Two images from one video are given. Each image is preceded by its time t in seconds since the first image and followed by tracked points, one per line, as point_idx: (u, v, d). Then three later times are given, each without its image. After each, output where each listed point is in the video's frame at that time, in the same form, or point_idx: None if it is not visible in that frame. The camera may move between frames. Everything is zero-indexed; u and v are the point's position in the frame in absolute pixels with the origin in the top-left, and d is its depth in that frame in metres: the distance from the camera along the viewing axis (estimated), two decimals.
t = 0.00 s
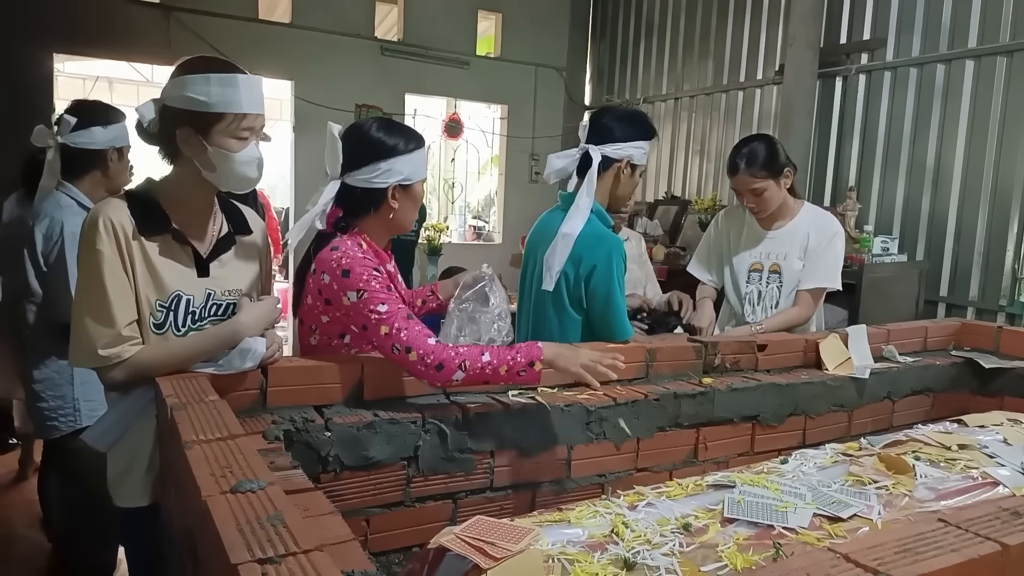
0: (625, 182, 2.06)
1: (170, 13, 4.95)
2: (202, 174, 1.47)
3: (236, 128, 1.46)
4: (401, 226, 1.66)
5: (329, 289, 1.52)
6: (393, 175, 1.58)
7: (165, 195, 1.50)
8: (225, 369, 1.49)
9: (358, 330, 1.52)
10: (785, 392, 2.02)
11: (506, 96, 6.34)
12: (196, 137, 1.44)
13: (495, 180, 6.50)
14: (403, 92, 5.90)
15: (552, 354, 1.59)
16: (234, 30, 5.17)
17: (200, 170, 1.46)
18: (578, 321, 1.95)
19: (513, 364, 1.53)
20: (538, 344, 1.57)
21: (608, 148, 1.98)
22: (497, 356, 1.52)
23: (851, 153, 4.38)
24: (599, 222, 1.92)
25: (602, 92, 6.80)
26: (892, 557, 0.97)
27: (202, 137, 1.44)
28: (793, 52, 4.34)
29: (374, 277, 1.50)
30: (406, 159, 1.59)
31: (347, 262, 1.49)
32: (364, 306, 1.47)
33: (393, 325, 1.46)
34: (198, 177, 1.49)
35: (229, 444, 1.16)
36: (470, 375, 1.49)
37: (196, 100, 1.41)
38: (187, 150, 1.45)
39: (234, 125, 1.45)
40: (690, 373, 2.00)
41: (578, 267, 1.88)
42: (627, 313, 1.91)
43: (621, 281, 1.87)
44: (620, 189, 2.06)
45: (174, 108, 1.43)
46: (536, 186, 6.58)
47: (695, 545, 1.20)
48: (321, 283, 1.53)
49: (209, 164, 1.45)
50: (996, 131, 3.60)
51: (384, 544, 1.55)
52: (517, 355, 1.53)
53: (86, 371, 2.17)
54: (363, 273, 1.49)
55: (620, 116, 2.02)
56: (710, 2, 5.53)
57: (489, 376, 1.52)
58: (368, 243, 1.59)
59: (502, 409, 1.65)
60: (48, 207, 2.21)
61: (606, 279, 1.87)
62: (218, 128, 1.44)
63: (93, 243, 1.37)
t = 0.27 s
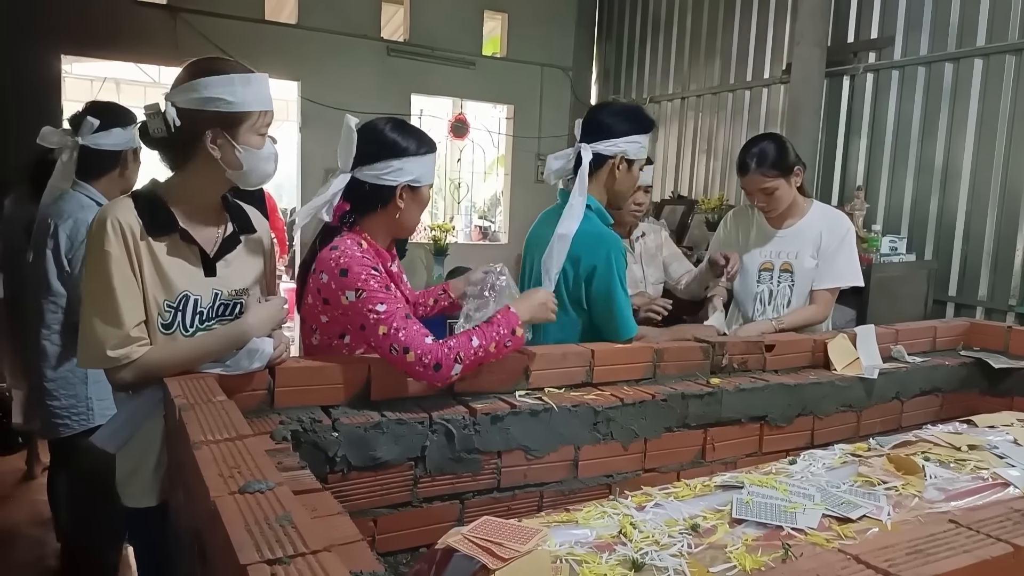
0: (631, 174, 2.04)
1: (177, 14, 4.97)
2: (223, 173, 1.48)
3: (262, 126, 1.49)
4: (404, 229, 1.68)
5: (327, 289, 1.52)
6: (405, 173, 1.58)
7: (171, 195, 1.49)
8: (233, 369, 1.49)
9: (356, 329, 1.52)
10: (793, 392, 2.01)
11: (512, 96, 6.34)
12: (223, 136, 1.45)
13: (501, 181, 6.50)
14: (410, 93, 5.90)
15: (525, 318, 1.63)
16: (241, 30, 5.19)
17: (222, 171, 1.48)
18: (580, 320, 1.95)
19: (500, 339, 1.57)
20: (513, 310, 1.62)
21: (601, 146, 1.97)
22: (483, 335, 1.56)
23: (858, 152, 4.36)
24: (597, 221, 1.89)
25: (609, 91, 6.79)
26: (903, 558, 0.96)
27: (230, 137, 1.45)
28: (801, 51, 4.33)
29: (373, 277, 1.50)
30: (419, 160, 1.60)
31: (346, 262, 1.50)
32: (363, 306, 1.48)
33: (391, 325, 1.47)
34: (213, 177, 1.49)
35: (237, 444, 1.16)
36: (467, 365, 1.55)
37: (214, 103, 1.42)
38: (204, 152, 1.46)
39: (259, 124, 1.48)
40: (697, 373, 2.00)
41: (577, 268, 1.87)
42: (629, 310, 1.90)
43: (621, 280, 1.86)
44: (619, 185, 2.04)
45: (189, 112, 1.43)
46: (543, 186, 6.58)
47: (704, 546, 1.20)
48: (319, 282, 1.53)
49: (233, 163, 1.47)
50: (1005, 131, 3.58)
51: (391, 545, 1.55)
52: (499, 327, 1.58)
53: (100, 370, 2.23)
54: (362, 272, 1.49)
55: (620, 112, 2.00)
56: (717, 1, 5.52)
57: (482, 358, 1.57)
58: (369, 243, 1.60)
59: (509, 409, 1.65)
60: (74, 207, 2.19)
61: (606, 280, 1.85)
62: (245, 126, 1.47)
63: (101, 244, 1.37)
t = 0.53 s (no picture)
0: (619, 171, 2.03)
1: (178, 17, 4.98)
2: (231, 174, 1.49)
3: (266, 126, 1.52)
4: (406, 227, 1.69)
5: (340, 291, 1.52)
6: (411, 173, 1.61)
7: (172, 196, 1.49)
8: (234, 371, 1.49)
9: (371, 328, 1.53)
10: (794, 392, 2.01)
11: (513, 98, 6.35)
12: (232, 134, 1.47)
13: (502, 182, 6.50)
14: (410, 95, 5.90)
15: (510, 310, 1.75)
16: (241, 33, 5.20)
17: (230, 171, 1.49)
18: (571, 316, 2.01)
19: (497, 325, 1.66)
20: (497, 302, 1.72)
21: (574, 145, 2.02)
22: (484, 321, 1.64)
23: (859, 152, 4.36)
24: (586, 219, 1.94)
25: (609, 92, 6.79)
26: (905, 558, 0.97)
27: (240, 136, 1.48)
28: (801, 52, 4.33)
29: (387, 274, 1.52)
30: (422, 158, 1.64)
31: (360, 261, 1.51)
32: (382, 303, 1.49)
33: (412, 319, 1.50)
34: (216, 178, 1.50)
35: (240, 446, 1.17)
36: (481, 351, 1.61)
37: (220, 105, 1.43)
38: (209, 154, 1.46)
39: (264, 124, 1.51)
40: (699, 373, 2.00)
41: (565, 262, 1.92)
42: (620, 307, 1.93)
43: (609, 276, 1.90)
44: (601, 182, 2.04)
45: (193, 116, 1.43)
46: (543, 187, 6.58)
47: (706, 546, 1.20)
48: (331, 284, 1.53)
49: (241, 162, 1.49)
50: (1004, 130, 3.58)
51: (395, 547, 1.56)
52: (495, 317, 1.66)
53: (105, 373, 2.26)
54: (376, 271, 1.51)
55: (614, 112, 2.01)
56: (717, 2, 5.52)
57: (488, 345, 1.64)
58: (374, 246, 1.60)
59: (511, 410, 1.65)
60: (81, 210, 2.19)
61: (593, 275, 1.89)
62: (253, 127, 1.49)
63: (106, 246, 1.37)
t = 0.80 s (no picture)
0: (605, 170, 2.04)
1: (174, 18, 4.99)
2: (222, 173, 1.51)
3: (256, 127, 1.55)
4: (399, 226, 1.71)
5: (339, 288, 1.51)
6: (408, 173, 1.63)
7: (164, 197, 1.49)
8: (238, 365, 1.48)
9: (371, 325, 1.52)
10: (791, 391, 2.02)
11: (511, 99, 6.36)
12: (226, 134, 1.48)
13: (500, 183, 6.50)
14: (408, 96, 5.91)
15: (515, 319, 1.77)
16: (238, 34, 5.20)
17: (222, 171, 1.51)
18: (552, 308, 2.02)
19: (499, 330, 1.67)
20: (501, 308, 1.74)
21: (557, 144, 2.05)
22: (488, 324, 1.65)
23: (855, 152, 4.37)
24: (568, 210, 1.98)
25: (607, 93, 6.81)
26: (899, 555, 0.97)
27: (233, 136, 1.49)
28: (797, 53, 4.35)
29: (386, 270, 1.50)
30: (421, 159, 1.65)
31: (358, 258, 1.49)
32: (381, 299, 1.48)
33: (410, 316, 1.49)
34: (208, 178, 1.51)
35: (237, 448, 1.17)
36: (480, 352, 1.62)
37: (212, 107, 1.44)
38: (202, 155, 1.47)
39: (254, 125, 1.54)
40: (696, 373, 2.01)
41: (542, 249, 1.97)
42: (595, 292, 1.92)
43: (583, 261, 1.92)
44: (583, 180, 2.04)
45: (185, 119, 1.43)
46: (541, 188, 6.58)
47: (703, 546, 1.21)
48: (330, 282, 1.51)
49: (233, 161, 1.51)
50: (999, 129, 3.59)
51: (393, 548, 1.56)
52: (497, 322, 1.67)
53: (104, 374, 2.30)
54: (375, 267, 1.49)
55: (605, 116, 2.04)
56: (713, 3, 5.54)
57: (490, 348, 1.65)
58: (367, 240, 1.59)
59: (509, 411, 1.66)
60: (76, 211, 2.20)
61: (568, 260, 1.92)
62: (246, 127, 1.51)
63: (102, 247, 1.38)
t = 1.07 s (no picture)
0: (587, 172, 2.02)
1: (170, 20, 4.98)
2: (208, 174, 1.52)
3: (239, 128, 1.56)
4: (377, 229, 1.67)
5: (326, 282, 1.50)
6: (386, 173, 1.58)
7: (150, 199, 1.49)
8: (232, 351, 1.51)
9: (359, 318, 1.52)
10: (788, 390, 2.03)
11: (507, 99, 6.36)
12: (212, 134, 1.49)
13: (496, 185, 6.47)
14: (404, 97, 5.91)
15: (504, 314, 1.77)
16: (233, 36, 5.19)
17: (207, 171, 1.51)
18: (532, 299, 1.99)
19: (488, 326, 1.68)
20: (490, 305, 1.75)
21: (541, 146, 2.04)
22: (477, 321, 1.66)
23: (850, 151, 4.38)
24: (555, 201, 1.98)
25: (602, 94, 6.82)
26: (894, 553, 0.98)
27: (219, 137, 1.51)
28: (792, 53, 4.36)
29: (374, 263, 1.51)
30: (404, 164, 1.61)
31: (346, 252, 1.50)
32: (370, 291, 1.48)
33: (399, 307, 1.49)
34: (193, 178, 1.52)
35: (232, 450, 1.17)
36: (468, 345, 1.63)
37: (197, 107, 1.45)
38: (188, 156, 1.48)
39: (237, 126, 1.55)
40: (692, 373, 2.01)
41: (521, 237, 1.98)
42: (569, 276, 1.88)
43: (559, 246, 1.89)
44: (567, 181, 2.02)
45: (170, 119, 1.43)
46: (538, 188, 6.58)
47: (700, 545, 1.21)
48: (316, 276, 1.51)
49: (219, 162, 1.52)
50: (993, 128, 3.61)
51: (390, 549, 1.56)
52: (487, 319, 1.68)
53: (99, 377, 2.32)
54: (363, 260, 1.50)
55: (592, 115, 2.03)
56: (708, 3, 5.55)
57: (478, 344, 1.66)
58: (353, 236, 1.59)
59: (506, 411, 1.66)
60: (73, 212, 2.20)
61: (542, 244, 1.91)
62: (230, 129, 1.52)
63: (91, 252, 1.37)
